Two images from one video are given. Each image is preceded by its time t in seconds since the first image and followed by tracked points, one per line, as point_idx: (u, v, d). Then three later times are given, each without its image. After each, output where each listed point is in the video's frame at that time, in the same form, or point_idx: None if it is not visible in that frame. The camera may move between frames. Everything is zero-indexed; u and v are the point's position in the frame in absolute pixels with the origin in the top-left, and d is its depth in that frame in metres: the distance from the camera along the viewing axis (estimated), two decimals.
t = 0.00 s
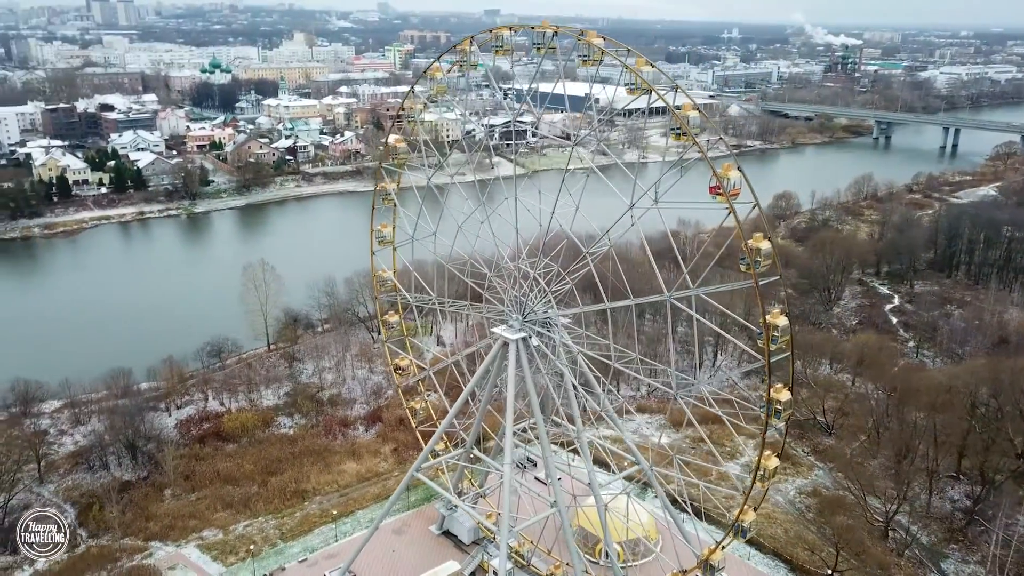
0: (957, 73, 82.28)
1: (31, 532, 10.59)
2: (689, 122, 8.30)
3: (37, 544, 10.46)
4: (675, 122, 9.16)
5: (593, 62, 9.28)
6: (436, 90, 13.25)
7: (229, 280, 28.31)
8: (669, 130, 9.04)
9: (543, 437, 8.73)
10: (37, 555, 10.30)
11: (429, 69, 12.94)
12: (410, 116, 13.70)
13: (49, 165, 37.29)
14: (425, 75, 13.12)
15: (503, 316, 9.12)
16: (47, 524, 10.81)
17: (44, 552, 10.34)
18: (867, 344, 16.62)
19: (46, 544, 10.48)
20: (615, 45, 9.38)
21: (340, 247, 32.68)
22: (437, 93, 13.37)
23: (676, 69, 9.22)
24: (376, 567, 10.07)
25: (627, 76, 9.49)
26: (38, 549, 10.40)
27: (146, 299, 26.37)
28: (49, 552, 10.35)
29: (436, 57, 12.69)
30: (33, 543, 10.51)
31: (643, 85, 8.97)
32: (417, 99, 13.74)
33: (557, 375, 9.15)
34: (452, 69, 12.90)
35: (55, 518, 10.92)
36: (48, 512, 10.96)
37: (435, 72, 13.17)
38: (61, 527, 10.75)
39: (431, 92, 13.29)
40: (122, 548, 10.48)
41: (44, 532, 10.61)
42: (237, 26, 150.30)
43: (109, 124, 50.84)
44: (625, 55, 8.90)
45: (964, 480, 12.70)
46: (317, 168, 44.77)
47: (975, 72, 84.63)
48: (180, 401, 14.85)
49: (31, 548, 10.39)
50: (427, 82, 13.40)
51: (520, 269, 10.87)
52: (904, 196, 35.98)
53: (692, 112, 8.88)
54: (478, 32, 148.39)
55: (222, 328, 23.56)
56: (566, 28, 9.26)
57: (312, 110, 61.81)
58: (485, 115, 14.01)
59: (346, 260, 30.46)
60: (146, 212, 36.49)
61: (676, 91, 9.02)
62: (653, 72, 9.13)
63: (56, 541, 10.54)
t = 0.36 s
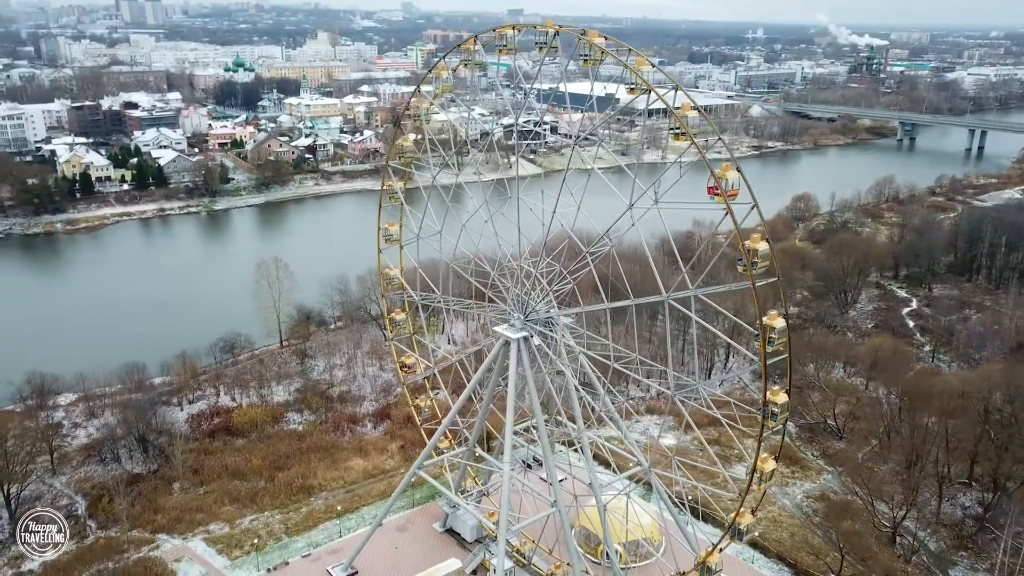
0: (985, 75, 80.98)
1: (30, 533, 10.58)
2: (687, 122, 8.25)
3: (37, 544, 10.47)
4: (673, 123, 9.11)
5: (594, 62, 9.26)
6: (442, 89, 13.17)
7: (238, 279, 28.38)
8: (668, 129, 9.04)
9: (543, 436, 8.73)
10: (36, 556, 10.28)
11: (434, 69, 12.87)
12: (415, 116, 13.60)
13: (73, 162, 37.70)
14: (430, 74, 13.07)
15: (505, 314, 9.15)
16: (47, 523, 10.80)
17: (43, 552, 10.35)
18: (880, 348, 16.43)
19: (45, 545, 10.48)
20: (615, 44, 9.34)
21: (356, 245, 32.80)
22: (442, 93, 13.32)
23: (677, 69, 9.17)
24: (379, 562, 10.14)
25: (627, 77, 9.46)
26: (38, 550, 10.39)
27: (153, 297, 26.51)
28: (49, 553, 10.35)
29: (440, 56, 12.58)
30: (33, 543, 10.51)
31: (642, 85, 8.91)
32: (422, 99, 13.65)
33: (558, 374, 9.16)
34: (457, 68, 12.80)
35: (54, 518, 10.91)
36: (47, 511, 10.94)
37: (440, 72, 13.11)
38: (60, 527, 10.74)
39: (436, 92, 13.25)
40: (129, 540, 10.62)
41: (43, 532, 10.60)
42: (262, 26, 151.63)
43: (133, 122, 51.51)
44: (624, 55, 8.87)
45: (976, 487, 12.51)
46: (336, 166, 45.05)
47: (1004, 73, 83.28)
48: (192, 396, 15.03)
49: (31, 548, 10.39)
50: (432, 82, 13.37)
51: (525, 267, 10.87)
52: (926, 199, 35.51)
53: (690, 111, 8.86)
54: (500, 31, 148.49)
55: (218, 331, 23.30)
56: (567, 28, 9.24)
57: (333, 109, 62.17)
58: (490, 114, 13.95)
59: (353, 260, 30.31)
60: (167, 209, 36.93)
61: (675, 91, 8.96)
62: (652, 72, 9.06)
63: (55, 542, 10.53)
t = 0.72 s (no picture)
0: (1013, 75, 79.71)
1: (31, 532, 10.48)
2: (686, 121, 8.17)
3: (37, 545, 10.36)
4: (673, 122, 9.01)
5: (595, 61, 9.21)
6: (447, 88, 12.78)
7: (246, 278, 28.31)
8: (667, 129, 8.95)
9: (543, 435, 8.72)
10: (37, 556, 10.17)
11: (439, 68, 12.33)
12: (420, 115, 13.01)
13: (95, 158, 38.32)
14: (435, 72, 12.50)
15: (507, 313, 9.17)
16: (47, 523, 10.70)
17: (43, 553, 10.23)
18: (894, 351, 16.20)
19: (45, 545, 10.37)
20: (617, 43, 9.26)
21: (373, 243, 32.90)
22: (447, 92, 12.69)
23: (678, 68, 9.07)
24: (381, 559, 10.18)
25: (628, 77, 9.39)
26: (39, 550, 10.28)
27: (161, 295, 26.53)
28: (50, 553, 10.23)
29: (445, 55, 12.11)
30: (33, 543, 10.41)
31: (641, 85, 8.81)
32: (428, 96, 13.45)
33: (560, 374, 9.16)
34: (463, 66, 12.28)
35: (54, 518, 10.82)
36: (48, 511, 10.85)
37: (446, 69, 12.54)
38: (60, 527, 10.64)
39: (441, 91, 12.66)
40: (138, 532, 10.79)
41: (43, 532, 10.50)
42: (286, 24, 152.82)
43: (156, 119, 52.13)
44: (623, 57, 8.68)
45: (988, 493, 12.32)
46: (355, 164, 45.30)
47: None
48: (204, 391, 15.20)
49: (31, 549, 10.28)
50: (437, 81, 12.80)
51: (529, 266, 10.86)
52: (948, 201, 35.03)
53: (689, 111, 8.77)
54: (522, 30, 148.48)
55: (214, 332, 23.10)
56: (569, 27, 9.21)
57: (354, 107, 62.48)
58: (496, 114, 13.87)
59: (357, 259, 29.91)
60: (187, 206, 37.32)
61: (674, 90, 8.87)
62: (653, 71, 8.96)
63: (55, 542, 10.42)
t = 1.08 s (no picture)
0: None
1: (30, 533, 10.43)
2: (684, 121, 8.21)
3: (36, 545, 10.31)
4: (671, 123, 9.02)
5: (596, 59, 9.26)
6: (452, 86, 12.61)
7: (251, 278, 28.23)
8: (667, 129, 8.98)
9: (543, 434, 8.75)
10: (38, 555, 10.14)
11: (444, 66, 12.28)
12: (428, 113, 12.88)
13: (118, 156, 39.02)
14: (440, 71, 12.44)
15: (508, 312, 9.21)
16: (46, 524, 10.66)
17: (42, 554, 10.16)
18: (907, 354, 16.01)
19: (46, 545, 10.32)
20: (618, 42, 9.28)
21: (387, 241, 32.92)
22: (452, 90, 12.61)
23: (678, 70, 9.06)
24: (384, 554, 10.24)
25: (628, 77, 9.41)
26: (38, 551, 10.22)
27: (164, 295, 26.48)
28: (50, 552, 10.19)
29: (451, 53, 12.09)
30: (33, 543, 10.35)
31: (640, 84, 8.80)
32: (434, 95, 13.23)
33: (561, 372, 9.17)
34: (469, 65, 12.19)
35: (55, 518, 10.80)
36: (48, 511, 10.83)
37: (451, 68, 12.47)
38: (60, 527, 10.61)
39: (447, 90, 12.56)
40: (146, 524, 10.93)
41: (43, 533, 10.45)
42: (310, 23, 153.72)
43: (178, 117, 52.71)
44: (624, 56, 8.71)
45: (999, 500, 12.13)
46: (372, 163, 45.52)
47: None
48: (215, 386, 15.35)
49: (31, 549, 10.22)
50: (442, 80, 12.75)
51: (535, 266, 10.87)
52: (970, 203, 34.54)
53: (688, 111, 8.79)
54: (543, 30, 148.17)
55: (207, 335, 22.99)
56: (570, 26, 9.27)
57: (373, 106, 62.72)
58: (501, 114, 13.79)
59: (361, 261, 29.71)
60: (206, 203, 37.69)
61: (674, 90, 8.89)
62: (653, 71, 8.93)
63: (55, 542, 10.37)
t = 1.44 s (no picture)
0: None
1: (30, 533, 10.44)
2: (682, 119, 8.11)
3: (37, 545, 10.32)
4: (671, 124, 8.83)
5: (596, 59, 9.29)
6: (457, 84, 12.60)
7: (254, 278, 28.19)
8: (666, 130, 8.70)
9: (544, 433, 8.77)
10: (39, 555, 10.15)
11: (450, 64, 12.26)
12: (433, 111, 12.72)
13: (138, 154, 39.37)
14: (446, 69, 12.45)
15: (511, 310, 9.27)
16: (45, 524, 10.67)
17: (44, 554, 10.19)
18: (919, 358, 15.84)
19: (47, 545, 10.34)
20: (620, 40, 9.18)
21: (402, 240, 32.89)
22: (458, 89, 12.60)
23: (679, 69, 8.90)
24: (387, 550, 10.29)
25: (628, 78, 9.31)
26: (40, 550, 10.23)
27: (165, 295, 26.45)
28: (51, 552, 10.20)
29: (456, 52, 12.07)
30: (33, 543, 10.36)
31: (640, 83, 8.74)
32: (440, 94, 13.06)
33: (563, 370, 9.18)
34: (474, 64, 12.21)
35: (54, 518, 10.81)
36: (46, 511, 10.85)
37: (457, 67, 12.46)
38: (60, 527, 10.62)
39: (452, 88, 12.57)
40: (154, 517, 11.08)
41: (43, 533, 10.46)
42: (332, 22, 154.59)
43: (199, 115, 53.23)
44: (621, 54, 8.61)
45: (1010, 506, 11.95)
46: (390, 162, 45.70)
47: None
48: (227, 381, 15.51)
49: (32, 549, 10.23)
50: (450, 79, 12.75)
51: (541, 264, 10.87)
52: (992, 206, 34.04)
53: (687, 109, 8.46)
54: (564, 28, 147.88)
55: (207, 333, 23.00)
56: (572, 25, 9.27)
57: (393, 105, 62.95)
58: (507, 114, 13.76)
59: (366, 259, 29.54)
60: (225, 201, 38.02)
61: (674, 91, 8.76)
62: (653, 70, 8.78)
63: (56, 541, 10.39)
